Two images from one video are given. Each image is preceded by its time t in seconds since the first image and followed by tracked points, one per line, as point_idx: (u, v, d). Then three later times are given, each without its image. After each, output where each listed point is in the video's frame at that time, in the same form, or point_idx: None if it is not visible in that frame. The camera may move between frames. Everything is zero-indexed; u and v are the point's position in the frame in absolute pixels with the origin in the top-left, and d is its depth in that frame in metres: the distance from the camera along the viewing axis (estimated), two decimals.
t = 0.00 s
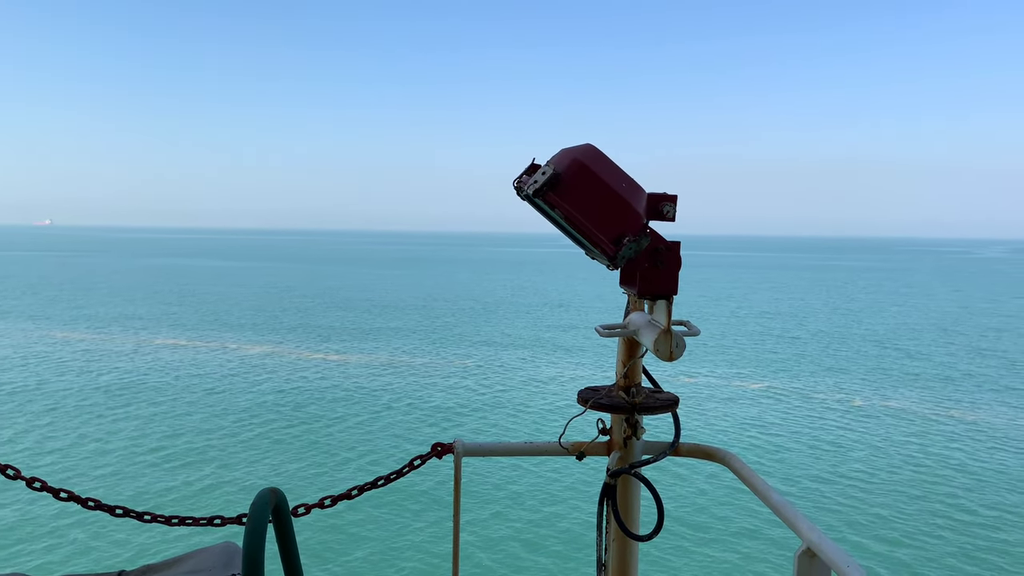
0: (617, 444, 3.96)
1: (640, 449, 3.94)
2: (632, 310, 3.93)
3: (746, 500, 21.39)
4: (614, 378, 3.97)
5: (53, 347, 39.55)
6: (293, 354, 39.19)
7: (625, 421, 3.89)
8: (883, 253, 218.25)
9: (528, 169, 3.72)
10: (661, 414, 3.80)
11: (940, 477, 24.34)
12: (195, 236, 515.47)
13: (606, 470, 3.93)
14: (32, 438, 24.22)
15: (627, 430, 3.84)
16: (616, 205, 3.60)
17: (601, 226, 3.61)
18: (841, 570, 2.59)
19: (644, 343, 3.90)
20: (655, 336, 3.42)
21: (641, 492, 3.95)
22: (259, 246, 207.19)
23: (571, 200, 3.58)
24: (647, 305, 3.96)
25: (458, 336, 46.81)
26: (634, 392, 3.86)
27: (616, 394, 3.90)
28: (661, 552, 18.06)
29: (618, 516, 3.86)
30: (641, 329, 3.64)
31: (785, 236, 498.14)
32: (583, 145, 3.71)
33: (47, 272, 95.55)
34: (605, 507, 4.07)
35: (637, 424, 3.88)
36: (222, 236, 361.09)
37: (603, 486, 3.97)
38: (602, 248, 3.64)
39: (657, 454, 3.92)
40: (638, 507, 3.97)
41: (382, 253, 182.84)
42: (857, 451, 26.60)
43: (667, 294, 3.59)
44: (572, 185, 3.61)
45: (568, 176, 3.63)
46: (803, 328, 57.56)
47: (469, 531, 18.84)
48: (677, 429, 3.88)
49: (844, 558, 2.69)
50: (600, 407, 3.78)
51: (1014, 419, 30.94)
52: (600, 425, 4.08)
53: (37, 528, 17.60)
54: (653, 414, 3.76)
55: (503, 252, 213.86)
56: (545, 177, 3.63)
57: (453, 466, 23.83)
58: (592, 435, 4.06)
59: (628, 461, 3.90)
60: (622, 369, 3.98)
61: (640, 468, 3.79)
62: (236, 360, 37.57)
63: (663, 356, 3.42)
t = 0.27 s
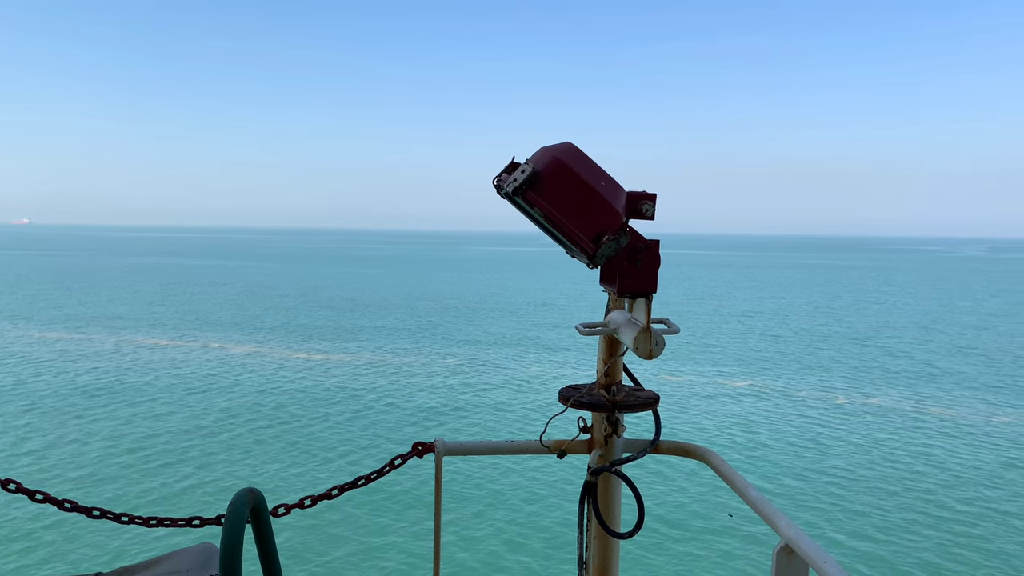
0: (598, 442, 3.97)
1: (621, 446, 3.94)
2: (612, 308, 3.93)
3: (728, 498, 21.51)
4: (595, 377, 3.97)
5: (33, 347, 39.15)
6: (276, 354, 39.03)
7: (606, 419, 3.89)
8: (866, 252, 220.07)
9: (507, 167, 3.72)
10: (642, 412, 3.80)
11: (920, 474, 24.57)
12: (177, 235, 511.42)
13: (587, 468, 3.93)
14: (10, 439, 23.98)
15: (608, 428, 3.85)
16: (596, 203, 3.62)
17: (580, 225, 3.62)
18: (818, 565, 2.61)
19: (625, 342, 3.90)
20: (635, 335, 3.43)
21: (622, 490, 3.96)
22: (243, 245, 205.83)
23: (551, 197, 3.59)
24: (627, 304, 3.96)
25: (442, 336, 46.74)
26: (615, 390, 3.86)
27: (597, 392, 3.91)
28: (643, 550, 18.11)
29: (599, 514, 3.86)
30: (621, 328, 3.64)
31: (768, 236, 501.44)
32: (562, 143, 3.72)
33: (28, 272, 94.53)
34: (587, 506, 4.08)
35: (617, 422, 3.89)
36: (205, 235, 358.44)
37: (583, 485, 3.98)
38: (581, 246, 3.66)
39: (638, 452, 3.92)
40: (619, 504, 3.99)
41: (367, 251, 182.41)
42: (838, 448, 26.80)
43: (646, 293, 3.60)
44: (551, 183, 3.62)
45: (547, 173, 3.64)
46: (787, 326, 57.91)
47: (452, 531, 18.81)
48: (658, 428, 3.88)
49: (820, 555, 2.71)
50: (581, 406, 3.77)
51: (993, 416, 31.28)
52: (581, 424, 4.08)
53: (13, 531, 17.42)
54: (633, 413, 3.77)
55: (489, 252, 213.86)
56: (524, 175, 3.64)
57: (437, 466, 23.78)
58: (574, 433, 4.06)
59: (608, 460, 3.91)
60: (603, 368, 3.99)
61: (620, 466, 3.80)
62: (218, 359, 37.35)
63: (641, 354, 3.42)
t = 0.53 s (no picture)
0: (578, 442, 3.96)
1: (600, 446, 3.94)
2: (590, 308, 3.93)
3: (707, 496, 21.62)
4: (574, 377, 3.97)
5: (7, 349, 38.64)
6: (255, 355, 38.76)
7: (585, 419, 3.89)
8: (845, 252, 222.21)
9: (484, 167, 3.70)
10: (620, 412, 3.81)
11: (896, 471, 24.83)
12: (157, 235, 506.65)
13: (566, 468, 3.93)
14: None
15: (587, 428, 3.85)
16: (574, 203, 3.60)
17: (558, 224, 3.61)
18: (796, 564, 2.63)
19: (603, 341, 3.90)
20: (613, 335, 3.43)
21: (601, 490, 3.97)
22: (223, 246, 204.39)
23: (528, 198, 3.57)
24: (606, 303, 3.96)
25: (424, 336, 46.66)
26: (594, 390, 3.86)
27: (576, 392, 3.90)
28: (622, 551, 18.16)
29: (578, 514, 3.86)
30: (600, 328, 3.64)
31: (749, 236, 504.87)
32: (539, 143, 3.70)
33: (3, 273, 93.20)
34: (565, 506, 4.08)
35: (597, 421, 3.89)
36: (184, 235, 355.18)
37: (562, 486, 3.98)
38: (559, 246, 3.65)
39: (617, 451, 3.93)
40: (598, 504, 3.99)
41: (349, 251, 181.65)
42: (817, 447, 27.02)
43: (625, 293, 3.59)
44: (528, 183, 3.60)
45: (525, 173, 3.62)
46: (767, 326, 58.34)
47: (431, 532, 18.76)
48: (636, 427, 3.89)
49: (797, 553, 2.72)
50: (560, 406, 3.77)
51: (968, 414, 31.69)
52: (560, 423, 4.07)
53: None
54: (613, 413, 3.77)
55: (471, 252, 213.60)
56: (502, 175, 3.61)
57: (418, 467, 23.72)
58: (553, 433, 4.06)
59: (588, 459, 3.91)
60: (582, 368, 3.99)
61: (600, 465, 3.80)
62: (196, 361, 37.03)
63: (620, 354, 3.42)
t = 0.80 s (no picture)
0: (557, 441, 3.96)
1: (580, 446, 3.94)
2: (571, 308, 3.94)
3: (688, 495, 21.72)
4: (555, 377, 3.97)
5: None
6: (236, 355, 38.53)
7: (565, 418, 3.90)
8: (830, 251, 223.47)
9: (463, 168, 3.72)
10: (600, 411, 3.82)
11: (874, 469, 25.06)
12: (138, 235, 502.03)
13: (546, 467, 3.92)
14: None
15: (567, 428, 3.85)
16: (552, 203, 3.63)
17: (537, 225, 3.63)
18: (773, 561, 2.65)
19: (583, 342, 3.91)
20: (592, 334, 3.45)
21: (582, 489, 3.96)
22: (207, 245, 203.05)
23: (508, 197, 3.59)
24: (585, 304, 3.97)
25: (407, 336, 46.58)
26: (575, 390, 3.87)
27: (556, 392, 3.91)
28: (603, 549, 18.22)
29: (559, 513, 3.86)
30: (579, 328, 3.65)
31: (732, 236, 507.70)
32: (518, 143, 3.73)
33: None
34: (547, 505, 4.07)
35: (577, 421, 3.90)
36: (165, 234, 352.26)
37: (543, 485, 3.98)
38: (539, 246, 3.66)
39: (597, 450, 3.93)
40: (579, 503, 3.99)
41: (333, 251, 180.86)
42: (797, 444, 27.25)
43: (605, 293, 3.61)
44: (508, 184, 3.62)
45: (503, 173, 3.65)
46: (749, 325, 58.70)
47: (411, 533, 18.74)
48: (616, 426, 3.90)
49: (773, 550, 2.74)
50: (540, 406, 3.78)
51: (946, 412, 32.05)
52: (541, 423, 4.08)
53: None
54: (593, 411, 3.78)
55: (456, 251, 213.30)
56: (481, 174, 3.63)
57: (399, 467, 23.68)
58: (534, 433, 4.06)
59: (568, 458, 3.91)
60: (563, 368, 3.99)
61: (580, 464, 3.80)
62: (175, 361, 36.75)
63: (599, 354, 3.43)
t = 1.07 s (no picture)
0: (535, 441, 3.94)
1: (557, 445, 3.92)
2: (548, 307, 3.92)
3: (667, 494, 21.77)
4: (532, 376, 3.94)
5: None
6: (215, 355, 38.25)
7: (543, 417, 3.87)
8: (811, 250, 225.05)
9: (438, 168, 3.71)
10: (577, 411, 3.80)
11: (852, 467, 25.24)
12: (119, 234, 497.48)
13: (524, 467, 3.90)
14: None
15: (544, 427, 3.83)
16: (529, 202, 3.62)
17: (512, 224, 3.62)
18: (749, 561, 2.63)
19: (561, 341, 3.88)
20: (569, 333, 3.43)
21: (559, 489, 3.94)
22: (187, 244, 201.41)
23: (484, 196, 3.60)
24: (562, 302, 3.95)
25: (388, 336, 46.44)
26: (552, 389, 3.85)
27: (534, 391, 3.88)
28: (581, 548, 18.25)
29: (536, 513, 3.83)
30: (556, 327, 3.63)
31: (715, 236, 510.30)
32: (494, 142, 3.72)
33: None
34: (524, 505, 4.04)
35: (554, 420, 3.88)
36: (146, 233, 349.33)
37: (521, 484, 3.95)
38: (514, 246, 3.65)
39: (574, 449, 3.91)
40: (556, 502, 3.97)
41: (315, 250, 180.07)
42: (776, 442, 27.43)
43: (581, 293, 3.60)
44: (483, 183, 3.62)
45: (479, 172, 3.64)
46: (729, 323, 59.03)
47: (390, 533, 18.69)
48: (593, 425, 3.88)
49: (749, 549, 2.73)
50: (518, 406, 3.74)
51: (922, 410, 32.38)
52: (518, 423, 4.05)
53: None
54: (570, 411, 3.75)
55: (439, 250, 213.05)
56: (456, 173, 3.62)
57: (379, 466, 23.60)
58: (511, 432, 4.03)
59: (545, 458, 3.88)
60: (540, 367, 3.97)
61: (557, 464, 3.77)
62: (153, 362, 36.43)
63: (576, 353, 3.41)
